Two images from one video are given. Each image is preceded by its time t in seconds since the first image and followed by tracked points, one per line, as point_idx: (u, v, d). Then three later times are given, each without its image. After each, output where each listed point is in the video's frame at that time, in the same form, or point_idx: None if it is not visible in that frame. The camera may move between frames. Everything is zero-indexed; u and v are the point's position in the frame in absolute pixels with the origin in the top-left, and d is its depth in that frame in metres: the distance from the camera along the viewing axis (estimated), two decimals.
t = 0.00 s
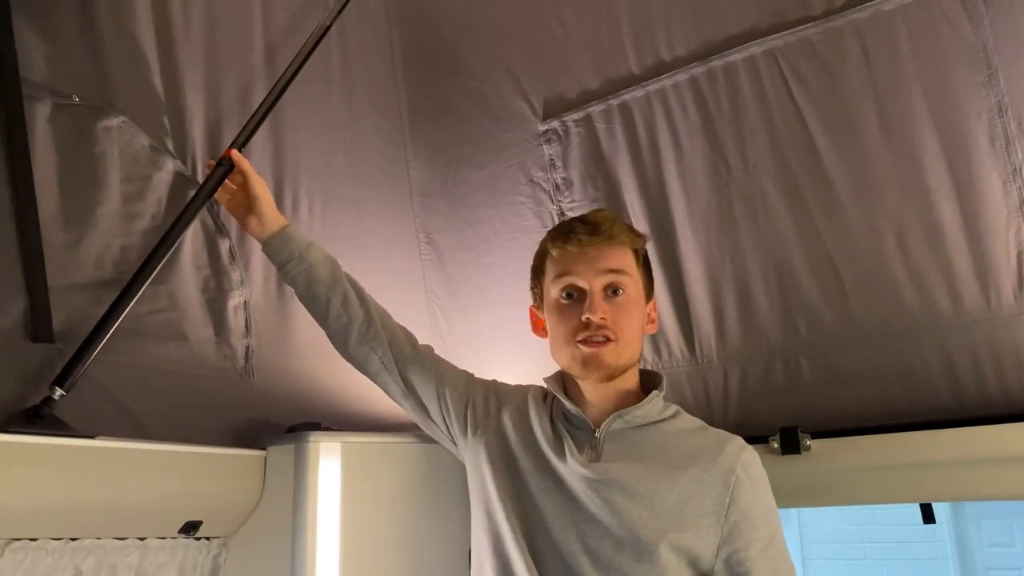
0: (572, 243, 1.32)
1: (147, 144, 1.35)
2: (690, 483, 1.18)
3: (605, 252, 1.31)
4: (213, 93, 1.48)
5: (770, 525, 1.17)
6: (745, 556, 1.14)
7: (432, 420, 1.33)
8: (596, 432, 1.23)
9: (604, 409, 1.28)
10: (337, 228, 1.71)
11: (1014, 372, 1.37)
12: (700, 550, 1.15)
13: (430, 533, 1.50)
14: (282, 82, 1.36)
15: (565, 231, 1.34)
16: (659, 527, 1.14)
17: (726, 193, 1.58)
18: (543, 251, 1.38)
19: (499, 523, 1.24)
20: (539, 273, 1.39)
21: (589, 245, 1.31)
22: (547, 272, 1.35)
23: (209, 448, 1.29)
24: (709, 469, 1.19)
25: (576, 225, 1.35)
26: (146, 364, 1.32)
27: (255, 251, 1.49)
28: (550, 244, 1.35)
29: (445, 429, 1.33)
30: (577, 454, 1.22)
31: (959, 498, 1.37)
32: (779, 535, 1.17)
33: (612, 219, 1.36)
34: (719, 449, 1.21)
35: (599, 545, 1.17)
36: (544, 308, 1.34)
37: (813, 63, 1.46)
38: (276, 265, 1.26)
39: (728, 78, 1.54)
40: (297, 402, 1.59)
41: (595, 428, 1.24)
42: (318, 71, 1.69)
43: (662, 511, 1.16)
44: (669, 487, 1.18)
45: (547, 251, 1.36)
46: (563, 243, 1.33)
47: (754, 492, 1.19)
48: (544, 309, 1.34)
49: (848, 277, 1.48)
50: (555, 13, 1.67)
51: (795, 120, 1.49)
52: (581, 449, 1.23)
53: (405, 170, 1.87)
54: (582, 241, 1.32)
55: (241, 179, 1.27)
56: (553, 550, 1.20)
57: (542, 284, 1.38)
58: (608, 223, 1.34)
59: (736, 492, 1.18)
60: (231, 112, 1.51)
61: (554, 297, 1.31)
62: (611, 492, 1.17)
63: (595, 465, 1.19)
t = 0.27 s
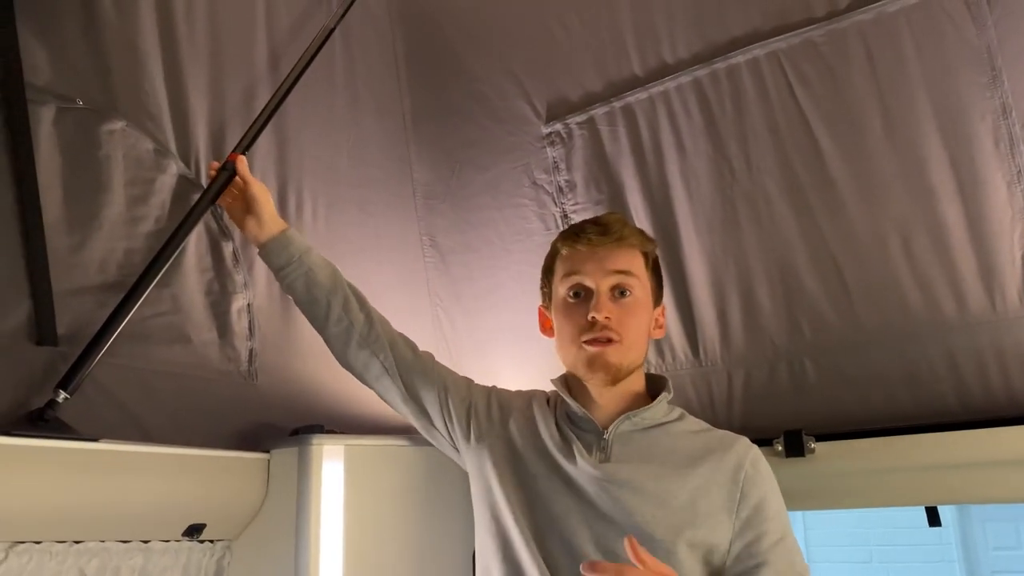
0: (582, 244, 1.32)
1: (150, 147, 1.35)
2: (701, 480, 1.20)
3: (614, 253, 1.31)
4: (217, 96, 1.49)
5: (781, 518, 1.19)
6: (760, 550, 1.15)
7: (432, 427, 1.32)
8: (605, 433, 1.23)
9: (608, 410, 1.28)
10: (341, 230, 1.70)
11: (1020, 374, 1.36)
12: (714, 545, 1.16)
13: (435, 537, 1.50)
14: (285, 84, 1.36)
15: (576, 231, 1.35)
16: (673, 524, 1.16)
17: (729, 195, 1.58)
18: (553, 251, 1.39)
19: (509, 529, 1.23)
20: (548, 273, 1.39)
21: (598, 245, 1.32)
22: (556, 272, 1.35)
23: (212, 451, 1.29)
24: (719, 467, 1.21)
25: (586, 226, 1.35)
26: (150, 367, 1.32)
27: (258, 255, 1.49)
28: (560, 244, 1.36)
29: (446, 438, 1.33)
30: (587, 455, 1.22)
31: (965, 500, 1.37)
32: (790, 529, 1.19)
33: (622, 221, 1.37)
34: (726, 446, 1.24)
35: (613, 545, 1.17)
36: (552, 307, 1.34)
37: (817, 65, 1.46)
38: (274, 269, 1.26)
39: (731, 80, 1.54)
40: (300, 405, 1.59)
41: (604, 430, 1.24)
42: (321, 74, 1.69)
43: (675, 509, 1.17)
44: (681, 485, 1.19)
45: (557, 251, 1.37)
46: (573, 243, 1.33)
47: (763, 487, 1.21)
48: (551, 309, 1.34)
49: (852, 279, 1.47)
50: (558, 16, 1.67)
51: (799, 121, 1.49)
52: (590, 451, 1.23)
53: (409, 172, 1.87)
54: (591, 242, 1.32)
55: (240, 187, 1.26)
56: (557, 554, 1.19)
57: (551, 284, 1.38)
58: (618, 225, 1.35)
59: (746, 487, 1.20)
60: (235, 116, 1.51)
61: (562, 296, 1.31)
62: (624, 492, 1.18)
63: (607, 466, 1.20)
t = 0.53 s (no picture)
0: (599, 244, 1.33)
1: (155, 150, 1.36)
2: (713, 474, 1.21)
3: (631, 255, 1.32)
4: (222, 99, 1.49)
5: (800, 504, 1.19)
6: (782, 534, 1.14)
7: (436, 432, 1.31)
8: (615, 434, 1.24)
9: (621, 411, 1.29)
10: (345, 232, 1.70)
11: None
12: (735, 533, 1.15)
13: (438, 539, 1.50)
14: (288, 87, 1.36)
15: (591, 232, 1.36)
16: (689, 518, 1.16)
17: (733, 197, 1.58)
18: (565, 251, 1.39)
19: (520, 530, 1.23)
20: (558, 274, 1.40)
21: (616, 245, 1.33)
22: (570, 272, 1.35)
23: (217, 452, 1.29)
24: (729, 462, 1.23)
25: (601, 227, 1.37)
26: (155, 368, 1.32)
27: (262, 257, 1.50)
28: (576, 244, 1.36)
29: (451, 441, 1.32)
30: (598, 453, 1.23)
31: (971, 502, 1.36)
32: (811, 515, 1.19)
33: (634, 224, 1.39)
34: (734, 443, 1.26)
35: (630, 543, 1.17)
36: (565, 307, 1.34)
37: (821, 67, 1.46)
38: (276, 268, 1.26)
39: (735, 82, 1.54)
40: (304, 407, 1.59)
41: (614, 432, 1.24)
42: (326, 76, 1.70)
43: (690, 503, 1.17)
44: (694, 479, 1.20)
45: (571, 251, 1.37)
46: (590, 244, 1.34)
47: (776, 478, 1.22)
48: (565, 309, 1.34)
49: (857, 281, 1.47)
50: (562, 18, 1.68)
51: (803, 123, 1.49)
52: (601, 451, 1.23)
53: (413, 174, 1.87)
54: (609, 243, 1.33)
55: (243, 189, 1.27)
56: (562, 556, 1.19)
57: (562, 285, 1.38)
58: (632, 227, 1.37)
59: (758, 479, 1.21)
60: (239, 118, 1.52)
61: (578, 296, 1.31)
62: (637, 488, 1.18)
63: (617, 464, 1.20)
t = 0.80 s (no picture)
0: (589, 248, 1.34)
1: (160, 152, 1.36)
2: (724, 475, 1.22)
3: (621, 255, 1.32)
4: (225, 101, 1.50)
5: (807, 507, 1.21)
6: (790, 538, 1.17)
7: (444, 436, 1.31)
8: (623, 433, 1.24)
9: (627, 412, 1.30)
10: (349, 233, 1.71)
11: None
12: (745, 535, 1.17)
13: (442, 539, 1.50)
14: (290, 92, 1.36)
15: (580, 236, 1.36)
16: (701, 518, 1.17)
17: (737, 198, 1.58)
18: (559, 257, 1.40)
19: (526, 530, 1.23)
20: (555, 279, 1.41)
21: (605, 247, 1.33)
22: (564, 277, 1.36)
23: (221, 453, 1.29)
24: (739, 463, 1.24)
25: (591, 230, 1.37)
26: (159, 370, 1.32)
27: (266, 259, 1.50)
28: (566, 249, 1.37)
29: (457, 445, 1.32)
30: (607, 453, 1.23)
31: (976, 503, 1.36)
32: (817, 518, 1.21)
33: (625, 224, 1.39)
34: (743, 443, 1.27)
35: (639, 543, 1.17)
36: (561, 313, 1.35)
37: (824, 68, 1.46)
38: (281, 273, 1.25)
39: (738, 83, 1.54)
40: (308, 409, 1.59)
41: (622, 431, 1.25)
42: (329, 78, 1.70)
43: (702, 504, 1.18)
44: (706, 479, 1.21)
45: (563, 257, 1.38)
46: (579, 248, 1.34)
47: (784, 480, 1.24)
48: (561, 314, 1.35)
49: (861, 282, 1.47)
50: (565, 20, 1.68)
51: (806, 124, 1.49)
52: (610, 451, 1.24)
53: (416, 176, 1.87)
54: (598, 245, 1.33)
55: (247, 192, 1.27)
56: (568, 557, 1.19)
57: (558, 290, 1.39)
58: (622, 227, 1.37)
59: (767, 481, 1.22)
60: (243, 120, 1.52)
61: (572, 301, 1.32)
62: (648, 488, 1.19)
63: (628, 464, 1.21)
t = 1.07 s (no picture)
0: (579, 250, 1.34)
1: (160, 153, 1.36)
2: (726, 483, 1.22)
3: (612, 255, 1.33)
4: (226, 102, 1.50)
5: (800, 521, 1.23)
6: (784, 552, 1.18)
7: (445, 437, 1.31)
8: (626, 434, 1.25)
9: (628, 412, 1.30)
10: (350, 234, 1.70)
11: None
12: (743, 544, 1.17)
13: (442, 542, 1.49)
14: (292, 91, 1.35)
15: (571, 239, 1.37)
16: (702, 523, 1.17)
17: (738, 199, 1.58)
18: (552, 262, 1.41)
19: (528, 532, 1.22)
20: (551, 284, 1.41)
21: (595, 249, 1.33)
22: (558, 280, 1.36)
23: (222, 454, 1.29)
24: (743, 471, 1.24)
25: (582, 232, 1.37)
26: (159, 371, 1.32)
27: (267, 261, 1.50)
28: (558, 253, 1.38)
29: (460, 446, 1.32)
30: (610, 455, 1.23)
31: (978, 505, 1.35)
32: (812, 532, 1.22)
33: (616, 224, 1.39)
34: (748, 452, 1.28)
35: (639, 545, 1.17)
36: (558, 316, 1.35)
37: (825, 68, 1.46)
38: (285, 275, 1.25)
39: (739, 84, 1.54)
40: (308, 410, 1.59)
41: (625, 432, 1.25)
42: (330, 79, 1.70)
43: (703, 510, 1.18)
44: (708, 486, 1.21)
45: (556, 261, 1.39)
46: (570, 250, 1.35)
47: (784, 492, 1.25)
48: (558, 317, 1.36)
49: (862, 283, 1.47)
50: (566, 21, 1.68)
51: (807, 124, 1.49)
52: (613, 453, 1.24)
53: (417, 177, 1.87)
54: (588, 247, 1.34)
55: (246, 194, 1.26)
56: (569, 558, 1.19)
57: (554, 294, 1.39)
58: (611, 228, 1.37)
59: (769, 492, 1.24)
60: (244, 121, 1.52)
61: (566, 303, 1.32)
62: (651, 491, 1.19)
63: (631, 467, 1.21)
